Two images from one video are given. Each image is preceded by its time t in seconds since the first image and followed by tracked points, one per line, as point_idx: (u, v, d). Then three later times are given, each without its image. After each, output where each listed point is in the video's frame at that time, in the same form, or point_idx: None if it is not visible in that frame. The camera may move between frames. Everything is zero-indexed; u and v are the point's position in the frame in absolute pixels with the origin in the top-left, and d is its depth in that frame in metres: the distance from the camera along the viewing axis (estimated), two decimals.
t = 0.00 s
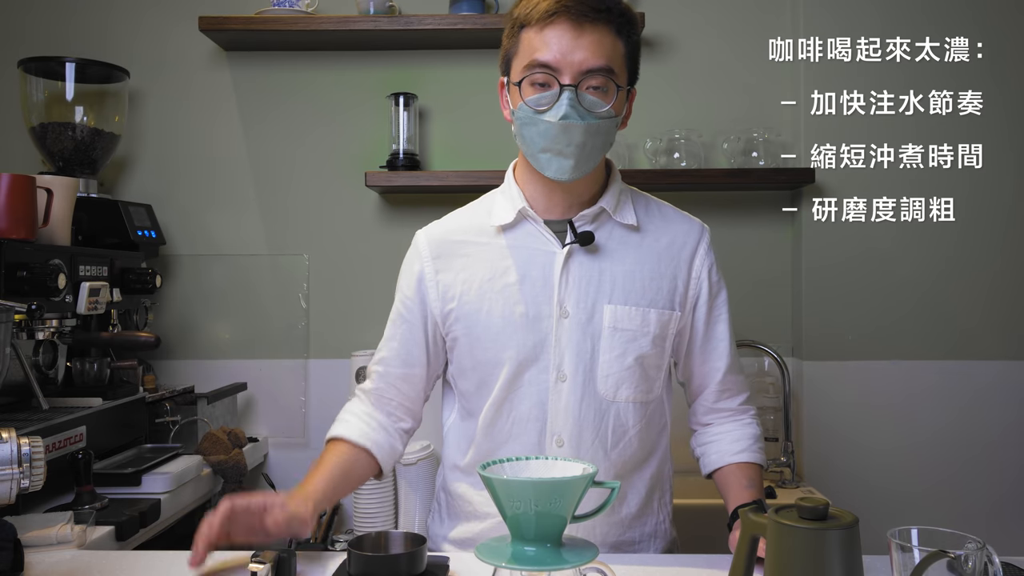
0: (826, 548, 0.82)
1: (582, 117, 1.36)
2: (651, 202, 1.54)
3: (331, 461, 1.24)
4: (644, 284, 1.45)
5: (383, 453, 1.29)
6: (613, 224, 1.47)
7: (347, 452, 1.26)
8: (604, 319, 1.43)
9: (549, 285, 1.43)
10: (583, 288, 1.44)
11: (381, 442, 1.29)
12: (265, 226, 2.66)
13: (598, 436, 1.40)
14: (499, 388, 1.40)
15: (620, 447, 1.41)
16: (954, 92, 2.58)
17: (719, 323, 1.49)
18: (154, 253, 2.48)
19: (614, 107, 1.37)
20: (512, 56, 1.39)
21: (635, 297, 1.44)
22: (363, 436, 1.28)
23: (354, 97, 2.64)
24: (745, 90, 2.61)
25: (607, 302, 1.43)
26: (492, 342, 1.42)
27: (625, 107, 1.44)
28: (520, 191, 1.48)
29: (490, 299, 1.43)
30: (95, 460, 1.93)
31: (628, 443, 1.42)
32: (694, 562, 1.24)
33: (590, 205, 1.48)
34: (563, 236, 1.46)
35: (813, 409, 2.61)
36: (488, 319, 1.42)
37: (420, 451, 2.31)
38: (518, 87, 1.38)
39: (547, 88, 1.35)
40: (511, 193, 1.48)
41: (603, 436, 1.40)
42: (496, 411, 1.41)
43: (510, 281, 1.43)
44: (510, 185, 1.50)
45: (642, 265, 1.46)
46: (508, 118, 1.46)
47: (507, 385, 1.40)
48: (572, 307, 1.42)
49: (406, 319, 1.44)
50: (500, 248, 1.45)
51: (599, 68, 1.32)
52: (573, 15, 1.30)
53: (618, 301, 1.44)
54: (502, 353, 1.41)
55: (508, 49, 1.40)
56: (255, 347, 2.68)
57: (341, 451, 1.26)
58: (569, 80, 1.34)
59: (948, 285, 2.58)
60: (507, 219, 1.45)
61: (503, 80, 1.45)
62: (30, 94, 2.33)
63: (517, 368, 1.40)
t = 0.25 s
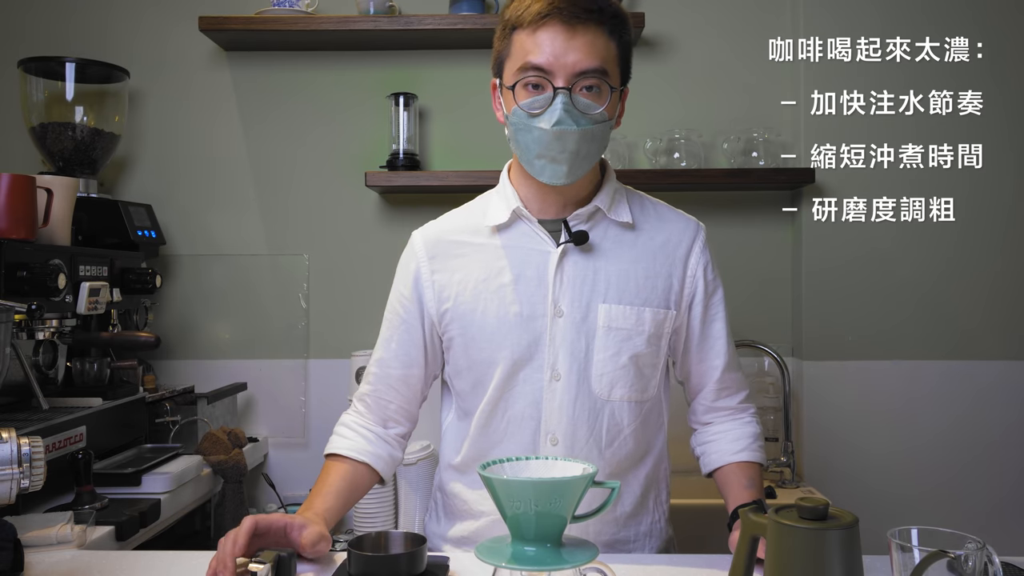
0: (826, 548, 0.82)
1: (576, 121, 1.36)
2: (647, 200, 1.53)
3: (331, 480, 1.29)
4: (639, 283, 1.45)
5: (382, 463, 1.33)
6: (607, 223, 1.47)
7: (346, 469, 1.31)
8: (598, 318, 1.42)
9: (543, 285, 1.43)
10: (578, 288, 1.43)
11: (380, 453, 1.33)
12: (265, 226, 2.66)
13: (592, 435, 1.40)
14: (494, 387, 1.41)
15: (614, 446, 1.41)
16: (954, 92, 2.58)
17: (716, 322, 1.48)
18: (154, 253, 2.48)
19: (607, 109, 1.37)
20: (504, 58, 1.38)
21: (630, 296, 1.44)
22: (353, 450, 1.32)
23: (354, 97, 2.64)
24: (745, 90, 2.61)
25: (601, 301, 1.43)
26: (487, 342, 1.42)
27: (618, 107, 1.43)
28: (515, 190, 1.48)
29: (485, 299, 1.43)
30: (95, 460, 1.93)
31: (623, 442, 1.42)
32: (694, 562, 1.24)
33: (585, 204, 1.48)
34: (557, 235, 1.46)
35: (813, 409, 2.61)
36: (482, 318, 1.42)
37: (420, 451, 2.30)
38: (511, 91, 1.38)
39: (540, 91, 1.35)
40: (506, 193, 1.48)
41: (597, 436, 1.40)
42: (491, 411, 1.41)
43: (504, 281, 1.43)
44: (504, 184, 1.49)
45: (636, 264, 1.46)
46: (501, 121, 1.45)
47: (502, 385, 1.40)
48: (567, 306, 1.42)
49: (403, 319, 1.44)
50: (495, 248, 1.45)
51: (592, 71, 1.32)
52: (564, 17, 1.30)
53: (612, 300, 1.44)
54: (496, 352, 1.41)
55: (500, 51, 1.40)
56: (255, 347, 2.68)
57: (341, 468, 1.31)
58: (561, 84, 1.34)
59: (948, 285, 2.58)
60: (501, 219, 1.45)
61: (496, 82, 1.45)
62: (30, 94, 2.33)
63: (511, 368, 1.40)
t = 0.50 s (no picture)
0: (826, 548, 0.82)
1: (573, 114, 1.36)
2: (646, 201, 1.54)
3: (331, 480, 1.29)
4: (639, 284, 1.45)
5: (382, 463, 1.33)
6: (607, 223, 1.48)
7: (346, 470, 1.31)
8: (598, 318, 1.42)
9: (543, 285, 1.43)
10: (578, 288, 1.43)
11: (380, 452, 1.33)
12: (265, 227, 2.66)
13: (590, 435, 1.40)
14: (492, 386, 1.41)
15: (612, 446, 1.41)
16: (954, 92, 2.58)
17: (714, 324, 1.48)
18: (154, 253, 2.48)
19: (604, 102, 1.37)
20: (500, 56, 1.39)
21: (629, 297, 1.44)
22: (352, 450, 1.32)
23: (354, 97, 2.64)
24: (745, 90, 2.61)
25: (600, 302, 1.43)
26: (485, 341, 1.42)
27: (616, 103, 1.43)
28: (515, 190, 1.47)
29: (484, 299, 1.43)
30: (95, 460, 1.93)
31: (621, 441, 1.42)
32: (694, 562, 1.24)
33: (585, 205, 1.48)
34: (557, 235, 1.46)
35: (812, 409, 2.61)
36: (482, 318, 1.42)
37: (420, 451, 2.31)
38: (508, 87, 1.39)
39: (536, 86, 1.36)
40: (506, 192, 1.48)
41: (595, 436, 1.40)
42: (490, 410, 1.41)
43: (504, 281, 1.44)
44: (504, 183, 1.49)
45: (636, 265, 1.46)
46: (499, 119, 1.46)
47: (501, 384, 1.40)
48: (566, 306, 1.42)
49: (402, 317, 1.44)
50: (494, 248, 1.46)
51: (588, 64, 1.33)
52: (559, 12, 1.31)
53: (611, 301, 1.43)
54: (495, 352, 1.41)
55: (497, 50, 1.41)
56: (254, 347, 2.68)
57: (341, 467, 1.31)
58: (558, 77, 1.34)
59: (948, 285, 2.58)
60: (501, 218, 1.45)
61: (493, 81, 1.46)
62: (30, 94, 2.33)
63: (511, 367, 1.40)
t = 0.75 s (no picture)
0: (826, 548, 0.82)
1: (552, 109, 1.37)
2: (632, 196, 1.54)
3: (319, 481, 1.29)
4: (628, 270, 1.45)
5: (367, 456, 1.33)
6: (593, 215, 1.48)
7: (334, 469, 1.31)
8: (588, 305, 1.42)
9: (531, 274, 1.43)
10: (567, 274, 1.43)
11: (365, 446, 1.33)
12: (265, 226, 2.66)
13: (582, 420, 1.40)
14: (482, 375, 1.41)
15: (604, 431, 1.41)
16: (954, 92, 2.58)
17: (704, 314, 1.47)
18: (154, 253, 2.48)
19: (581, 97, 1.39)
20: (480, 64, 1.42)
21: (618, 284, 1.44)
22: (339, 443, 1.32)
23: (355, 97, 2.64)
24: (745, 90, 2.62)
25: (590, 289, 1.43)
26: (473, 331, 1.42)
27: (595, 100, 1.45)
28: (502, 186, 1.49)
29: (473, 287, 1.44)
30: (95, 460, 1.93)
31: (614, 427, 1.42)
32: (694, 562, 1.24)
33: (570, 197, 1.49)
34: (544, 227, 1.47)
35: (813, 409, 2.61)
36: (470, 308, 1.43)
37: (420, 451, 2.32)
38: (489, 91, 1.41)
39: (516, 87, 1.38)
40: (493, 189, 1.49)
41: (587, 421, 1.40)
42: (480, 399, 1.41)
43: (492, 270, 1.44)
44: (492, 181, 1.51)
45: (624, 254, 1.46)
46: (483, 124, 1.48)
47: (490, 373, 1.41)
48: (556, 294, 1.42)
49: (390, 311, 1.45)
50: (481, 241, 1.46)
51: (565, 61, 1.35)
52: (531, 13, 1.34)
53: (601, 288, 1.43)
54: (483, 340, 1.41)
55: (478, 60, 1.44)
56: (254, 347, 2.68)
57: (328, 467, 1.31)
58: (536, 76, 1.36)
59: (948, 286, 2.58)
60: (488, 213, 1.46)
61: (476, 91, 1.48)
62: (30, 94, 2.33)
63: (499, 357, 1.41)
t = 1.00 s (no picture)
0: (826, 549, 0.82)
1: (552, 101, 1.37)
2: (635, 195, 1.54)
3: (319, 481, 1.29)
4: (630, 271, 1.45)
5: (369, 455, 1.33)
6: (596, 214, 1.48)
7: (334, 468, 1.31)
8: (589, 306, 1.42)
9: (532, 274, 1.43)
10: (568, 275, 1.43)
11: (366, 444, 1.33)
12: (265, 226, 2.66)
13: (582, 421, 1.40)
14: (482, 374, 1.41)
15: (604, 431, 1.41)
16: (954, 93, 2.58)
17: (706, 315, 1.47)
18: (154, 253, 2.48)
19: (582, 90, 1.39)
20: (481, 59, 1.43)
21: (620, 285, 1.44)
22: (340, 442, 1.32)
23: (355, 97, 2.64)
24: (745, 90, 2.62)
25: (592, 288, 1.43)
26: (474, 330, 1.42)
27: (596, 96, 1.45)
28: (505, 184, 1.49)
29: (474, 287, 1.44)
30: (95, 460, 1.93)
31: (614, 428, 1.42)
32: (694, 562, 1.24)
33: (573, 195, 1.49)
34: (547, 225, 1.47)
35: (813, 409, 2.61)
36: (472, 307, 1.43)
37: (420, 451, 2.32)
38: (489, 85, 1.41)
39: (516, 78, 1.38)
40: (496, 185, 1.49)
41: (587, 421, 1.40)
42: (480, 398, 1.41)
43: (493, 269, 1.44)
44: (495, 177, 1.50)
45: (626, 254, 1.46)
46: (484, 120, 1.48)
47: (491, 372, 1.41)
48: (557, 294, 1.42)
49: (392, 309, 1.45)
50: (483, 239, 1.46)
51: (565, 52, 1.35)
52: (531, 6, 1.35)
53: (603, 288, 1.43)
54: (484, 339, 1.41)
55: (479, 54, 1.44)
56: (254, 347, 2.68)
57: (328, 467, 1.31)
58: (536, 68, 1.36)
59: (948, 286, 2.58)
60: (490, 211, 1.46)
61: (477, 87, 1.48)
62: (30, 94, 2.33)
63: (500, 356, 1.41)
